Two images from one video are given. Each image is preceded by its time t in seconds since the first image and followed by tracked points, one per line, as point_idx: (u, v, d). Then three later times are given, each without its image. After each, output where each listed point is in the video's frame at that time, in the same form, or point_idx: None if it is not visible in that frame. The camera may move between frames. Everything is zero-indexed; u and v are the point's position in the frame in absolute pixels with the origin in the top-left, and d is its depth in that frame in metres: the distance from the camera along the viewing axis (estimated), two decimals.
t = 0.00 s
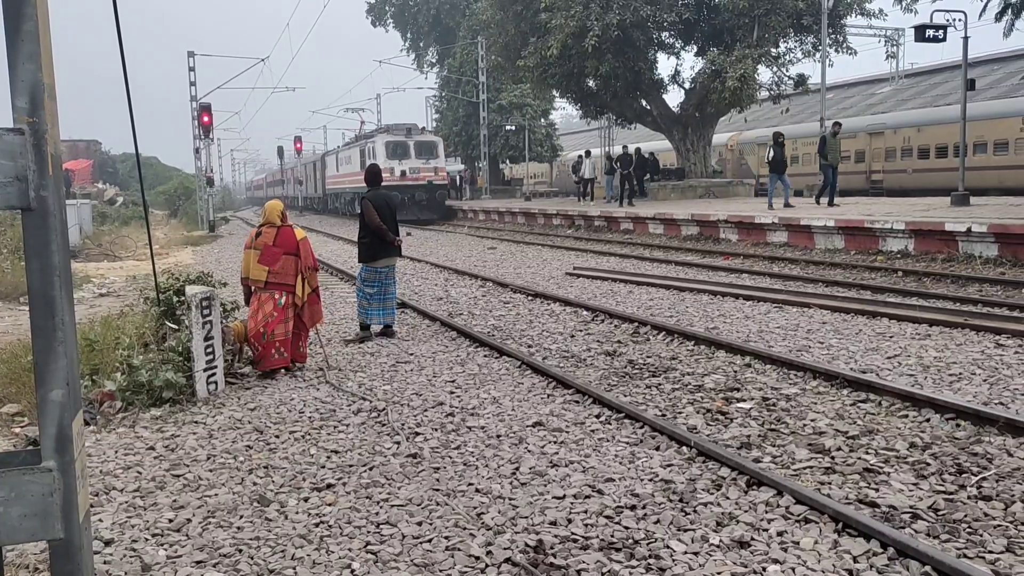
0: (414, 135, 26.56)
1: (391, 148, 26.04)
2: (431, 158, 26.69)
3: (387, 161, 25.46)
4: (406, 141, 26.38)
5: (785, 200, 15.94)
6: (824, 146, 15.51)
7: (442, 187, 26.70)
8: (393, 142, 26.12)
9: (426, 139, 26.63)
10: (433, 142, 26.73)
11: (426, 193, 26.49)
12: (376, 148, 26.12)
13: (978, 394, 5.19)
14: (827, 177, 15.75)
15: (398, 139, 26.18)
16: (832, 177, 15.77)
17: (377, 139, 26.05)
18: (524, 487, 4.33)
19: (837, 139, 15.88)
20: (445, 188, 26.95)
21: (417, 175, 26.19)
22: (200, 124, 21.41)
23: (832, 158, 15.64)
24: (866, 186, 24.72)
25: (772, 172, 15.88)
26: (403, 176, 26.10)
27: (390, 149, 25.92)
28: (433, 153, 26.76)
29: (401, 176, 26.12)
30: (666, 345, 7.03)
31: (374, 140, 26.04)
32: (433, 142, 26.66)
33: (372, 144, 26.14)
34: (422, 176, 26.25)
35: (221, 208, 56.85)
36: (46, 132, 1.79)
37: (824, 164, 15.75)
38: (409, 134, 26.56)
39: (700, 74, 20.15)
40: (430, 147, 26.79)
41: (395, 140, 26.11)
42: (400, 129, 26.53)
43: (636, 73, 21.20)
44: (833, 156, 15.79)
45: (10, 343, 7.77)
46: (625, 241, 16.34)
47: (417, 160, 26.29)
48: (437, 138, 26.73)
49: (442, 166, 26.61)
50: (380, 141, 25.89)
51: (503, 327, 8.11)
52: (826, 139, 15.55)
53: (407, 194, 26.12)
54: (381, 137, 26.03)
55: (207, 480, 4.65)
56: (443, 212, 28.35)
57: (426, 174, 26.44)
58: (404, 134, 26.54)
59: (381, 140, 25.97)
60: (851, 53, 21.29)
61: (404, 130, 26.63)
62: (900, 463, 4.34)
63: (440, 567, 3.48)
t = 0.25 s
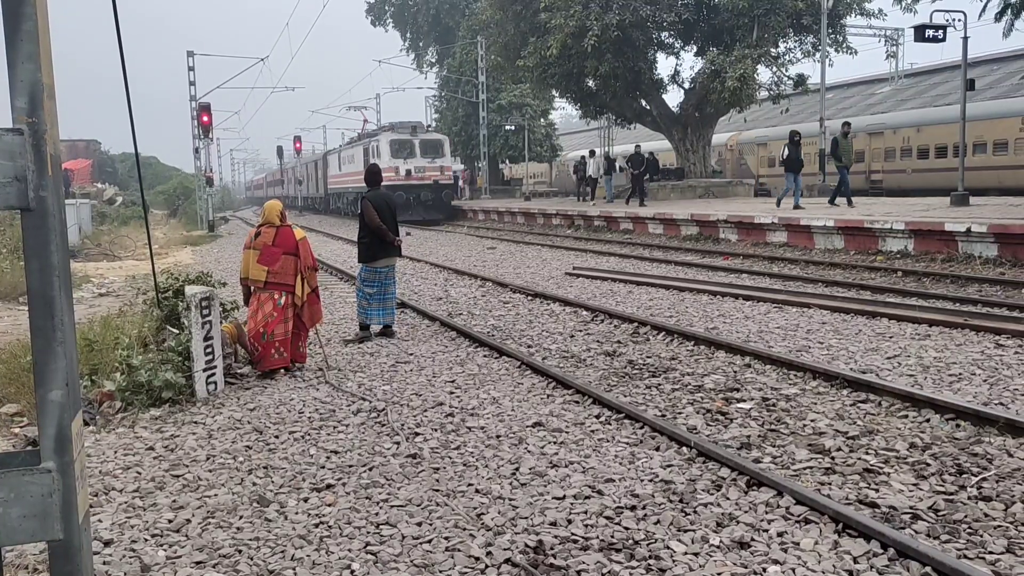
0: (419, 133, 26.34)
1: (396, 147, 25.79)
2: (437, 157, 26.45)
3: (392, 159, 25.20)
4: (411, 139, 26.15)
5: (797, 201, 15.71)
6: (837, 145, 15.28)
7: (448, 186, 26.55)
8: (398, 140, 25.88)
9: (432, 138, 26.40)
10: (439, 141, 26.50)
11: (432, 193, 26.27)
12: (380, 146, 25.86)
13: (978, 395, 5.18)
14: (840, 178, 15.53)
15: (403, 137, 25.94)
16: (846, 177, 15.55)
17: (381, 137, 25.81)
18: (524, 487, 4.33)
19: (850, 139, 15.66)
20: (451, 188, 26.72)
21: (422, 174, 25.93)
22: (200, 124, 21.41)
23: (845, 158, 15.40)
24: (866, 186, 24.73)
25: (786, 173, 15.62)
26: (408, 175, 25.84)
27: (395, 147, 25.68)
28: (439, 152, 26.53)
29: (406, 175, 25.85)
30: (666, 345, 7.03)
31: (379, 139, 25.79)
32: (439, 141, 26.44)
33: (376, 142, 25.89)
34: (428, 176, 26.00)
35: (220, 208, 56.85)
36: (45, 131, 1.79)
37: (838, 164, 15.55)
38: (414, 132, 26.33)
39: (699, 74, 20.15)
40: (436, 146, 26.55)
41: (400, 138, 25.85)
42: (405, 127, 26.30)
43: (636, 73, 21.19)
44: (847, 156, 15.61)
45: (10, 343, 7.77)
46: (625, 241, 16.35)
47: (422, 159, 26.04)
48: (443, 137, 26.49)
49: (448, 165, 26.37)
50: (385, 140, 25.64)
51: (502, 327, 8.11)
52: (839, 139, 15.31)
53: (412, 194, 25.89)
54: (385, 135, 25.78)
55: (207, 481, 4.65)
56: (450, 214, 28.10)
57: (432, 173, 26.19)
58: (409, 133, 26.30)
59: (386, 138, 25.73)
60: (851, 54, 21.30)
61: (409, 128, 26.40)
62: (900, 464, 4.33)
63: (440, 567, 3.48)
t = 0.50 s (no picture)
0: (425, 131, 26.14)
1: (401, 146, 25.58)
2: (443, 156, 26.26)
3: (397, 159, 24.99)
4: (416, 137, 25.97)
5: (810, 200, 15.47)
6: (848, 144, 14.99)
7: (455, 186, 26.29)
8: (403, 139, 25.67)
9: (437, 136, 26.19)
10: (445, 140, 26.29)
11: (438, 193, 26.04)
12: (385, 145, 25.64)
13: (978, 395, 5.19)
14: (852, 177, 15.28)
15: (408, 136, 25.73)
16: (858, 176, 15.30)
17: (386, 136, 25.59)
18: (523, 487, 4.33)
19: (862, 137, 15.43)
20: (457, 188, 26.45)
21: (428, 173, 25.71)
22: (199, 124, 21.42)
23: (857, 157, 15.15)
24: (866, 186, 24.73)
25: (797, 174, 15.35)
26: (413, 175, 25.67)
27: (400, 146, 25.48)
28: (445, 151, 26.33)
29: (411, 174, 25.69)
30: (666, 345, 7.04)
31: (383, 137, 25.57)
32: (444, 140, 26.27)
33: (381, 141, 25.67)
34: (434, 175, 25.80)
35: (219, 208, 56.87)
36: (43, 132, 1.79)
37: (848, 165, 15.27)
38: (420, 131, 26.12)
39: (699, 74, 20.17)
40: (442, 145, 26.36)
41: (405, 137, 25.68)
42: (411, 125, 26.10)
43: (636, 73, 21.19)
44: (858, 156, 15.32)
45: (9, 343, 7.77)
46: (625, 241, 16.36)
47: (427, 158, 25.83)
48: (449, 135, 26.29)
49: (454, 164, 26.18)
50: (390, 139, 25.44)
51: (502, 327, 8.11)
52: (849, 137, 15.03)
53: (418, 194, 25.67)
54: (391, 134, 25.57)
55: (206, 481, 4.65)
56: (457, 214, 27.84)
57: (438, 172, 25.98)
58: (415, 131, 26.09)
59: (391, 138, 25.51)
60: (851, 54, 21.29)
61: (415, 127, 26.19)
62: (900, 464, 4.33)
63: (440, 568, 3.48)
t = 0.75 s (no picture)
0: (426, 129, 25.68)
1: (402, 145, 25.19)
2: (445, 154, 25.83)
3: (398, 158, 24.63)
4: (418, 136, 25.52)
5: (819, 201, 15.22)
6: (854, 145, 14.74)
7: (457, 185, 25.94)
8: (404, 138, 25.28)
9: (439, 134, 25.79)
10: (447, 138, 25.92)
11: (439, 192, 25.74)
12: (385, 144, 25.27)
13: (970, 395, 5.21)
14: (858, 178, 15.03)
15: (409, 134, 25.34)
16: (866, 177, 15.05)
17: (387, 134, 25.21)
18: (517, 489, 4.33)
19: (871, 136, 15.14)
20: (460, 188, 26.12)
21: (430, 173, 25.35)
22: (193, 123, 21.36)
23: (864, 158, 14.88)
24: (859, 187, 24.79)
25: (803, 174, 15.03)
26: (414, 174, 25.30)
27: (401, 145, 25.10)
28: (447, 149, 25.94)
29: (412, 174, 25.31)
30: (660, 346, 7.05)
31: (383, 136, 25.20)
32: (446, 138, 25.84)
33: (382, 139, 25.28)
34: (435, 175, 25.44)
35: (213, 208, 56.76)
36: (34, 135, 1.83)
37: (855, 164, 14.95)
38: (421, 129, 25.71)
39: (693, 74, 20.21)
40: (444, 143, 25.97)
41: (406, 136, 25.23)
42: (412, 123, 25.70)
43: (630, 73, 21.21)
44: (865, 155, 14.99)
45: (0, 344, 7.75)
46: (619, 241, 16.39)
47: (429, 157, 25.44)
48: (450, 133, 25.89)
49: (456, 163, 25.82)
50: (390, 137, 25.07)
51: (496, 328, 8.12)
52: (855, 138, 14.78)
53: (419, 194, 25.37)
54: (391, 133, 25.18)
55: (199, 483, 4.63)
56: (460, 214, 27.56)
57: (439, 172, 25.62)
58: (416, 129, 25.68)
59: (392, 136, 25.11)
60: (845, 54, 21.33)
61: (416, 125, 25.79)
62: (892, 465, 4.35)
63: (433, 571, 3.47)
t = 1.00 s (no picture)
0: (432, 149, 25.19)
1: (409, 166, 24.65)
2: (451, 175, 25.42)
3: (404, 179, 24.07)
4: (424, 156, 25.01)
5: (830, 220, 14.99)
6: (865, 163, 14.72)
7: (464, 207, 25.31)
8: (410, 159, 24.75)
9: (446, 155, 25.30)
10: (453, 158, 25.45)
11: (447, 215, 25.11)
12: (391, 165, 24.73)
13: (971, 419, 5.20)
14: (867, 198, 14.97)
15: (416, 155, 24.80)
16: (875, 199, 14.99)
17: (393, 156, 24.66)
18: (518, 516, 4.30)
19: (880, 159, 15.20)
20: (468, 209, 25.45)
21: (437, 194, 24.78)
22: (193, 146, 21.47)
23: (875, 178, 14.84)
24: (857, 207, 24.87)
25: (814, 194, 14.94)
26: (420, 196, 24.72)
27: (407, 166, 24.55)
28: (454, 170, 25.46)
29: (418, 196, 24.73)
30: (660, 369, 7.03)
31: (389, 157, 24.62)
32: (452, 158, 25.38)
33: (387, 160, 24.75)
34: (442, 196, 24.89)
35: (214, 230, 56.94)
36: (36, 166, 1.85)
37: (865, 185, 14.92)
38: (427, 150, 25.21)
39: (691, 96, 20.36)
40: (450, 164, 25.47)
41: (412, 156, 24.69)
42: (418, 144, 25.20)
43: (628, 95, 21.35)
44: (874, 176, 15.01)
45: None
46: (618, 262, 16.43)
47: (436, 178, 24.90)
48: (457, 154, 25.42)
49: (463, 185, 25.30)
50: (396, 158, 24.51)
51: (496, 351, 8.11)
52: (865, 158, 14.82)
53: (426, 216, 24.78)
54: (397, 153, 24.64)
55: (198, 510, 4.61)
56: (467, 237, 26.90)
57: (446, 194, 25.08)
58: (422, 150, 25.17)
59: (398, 157, 24.55)
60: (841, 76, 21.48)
61: (422, 145, 25.29)
62: (894, 489, 4.33)
63: None
